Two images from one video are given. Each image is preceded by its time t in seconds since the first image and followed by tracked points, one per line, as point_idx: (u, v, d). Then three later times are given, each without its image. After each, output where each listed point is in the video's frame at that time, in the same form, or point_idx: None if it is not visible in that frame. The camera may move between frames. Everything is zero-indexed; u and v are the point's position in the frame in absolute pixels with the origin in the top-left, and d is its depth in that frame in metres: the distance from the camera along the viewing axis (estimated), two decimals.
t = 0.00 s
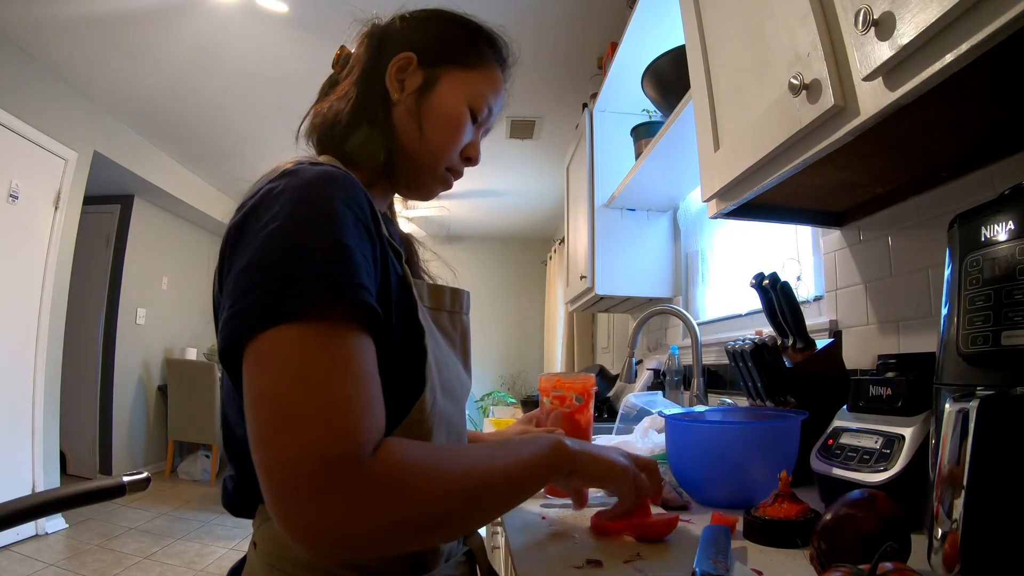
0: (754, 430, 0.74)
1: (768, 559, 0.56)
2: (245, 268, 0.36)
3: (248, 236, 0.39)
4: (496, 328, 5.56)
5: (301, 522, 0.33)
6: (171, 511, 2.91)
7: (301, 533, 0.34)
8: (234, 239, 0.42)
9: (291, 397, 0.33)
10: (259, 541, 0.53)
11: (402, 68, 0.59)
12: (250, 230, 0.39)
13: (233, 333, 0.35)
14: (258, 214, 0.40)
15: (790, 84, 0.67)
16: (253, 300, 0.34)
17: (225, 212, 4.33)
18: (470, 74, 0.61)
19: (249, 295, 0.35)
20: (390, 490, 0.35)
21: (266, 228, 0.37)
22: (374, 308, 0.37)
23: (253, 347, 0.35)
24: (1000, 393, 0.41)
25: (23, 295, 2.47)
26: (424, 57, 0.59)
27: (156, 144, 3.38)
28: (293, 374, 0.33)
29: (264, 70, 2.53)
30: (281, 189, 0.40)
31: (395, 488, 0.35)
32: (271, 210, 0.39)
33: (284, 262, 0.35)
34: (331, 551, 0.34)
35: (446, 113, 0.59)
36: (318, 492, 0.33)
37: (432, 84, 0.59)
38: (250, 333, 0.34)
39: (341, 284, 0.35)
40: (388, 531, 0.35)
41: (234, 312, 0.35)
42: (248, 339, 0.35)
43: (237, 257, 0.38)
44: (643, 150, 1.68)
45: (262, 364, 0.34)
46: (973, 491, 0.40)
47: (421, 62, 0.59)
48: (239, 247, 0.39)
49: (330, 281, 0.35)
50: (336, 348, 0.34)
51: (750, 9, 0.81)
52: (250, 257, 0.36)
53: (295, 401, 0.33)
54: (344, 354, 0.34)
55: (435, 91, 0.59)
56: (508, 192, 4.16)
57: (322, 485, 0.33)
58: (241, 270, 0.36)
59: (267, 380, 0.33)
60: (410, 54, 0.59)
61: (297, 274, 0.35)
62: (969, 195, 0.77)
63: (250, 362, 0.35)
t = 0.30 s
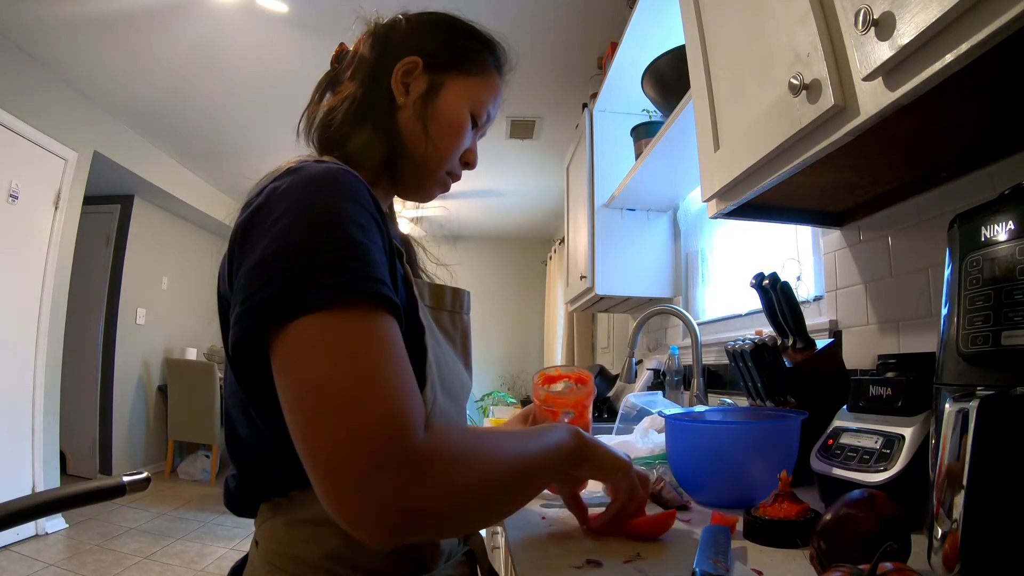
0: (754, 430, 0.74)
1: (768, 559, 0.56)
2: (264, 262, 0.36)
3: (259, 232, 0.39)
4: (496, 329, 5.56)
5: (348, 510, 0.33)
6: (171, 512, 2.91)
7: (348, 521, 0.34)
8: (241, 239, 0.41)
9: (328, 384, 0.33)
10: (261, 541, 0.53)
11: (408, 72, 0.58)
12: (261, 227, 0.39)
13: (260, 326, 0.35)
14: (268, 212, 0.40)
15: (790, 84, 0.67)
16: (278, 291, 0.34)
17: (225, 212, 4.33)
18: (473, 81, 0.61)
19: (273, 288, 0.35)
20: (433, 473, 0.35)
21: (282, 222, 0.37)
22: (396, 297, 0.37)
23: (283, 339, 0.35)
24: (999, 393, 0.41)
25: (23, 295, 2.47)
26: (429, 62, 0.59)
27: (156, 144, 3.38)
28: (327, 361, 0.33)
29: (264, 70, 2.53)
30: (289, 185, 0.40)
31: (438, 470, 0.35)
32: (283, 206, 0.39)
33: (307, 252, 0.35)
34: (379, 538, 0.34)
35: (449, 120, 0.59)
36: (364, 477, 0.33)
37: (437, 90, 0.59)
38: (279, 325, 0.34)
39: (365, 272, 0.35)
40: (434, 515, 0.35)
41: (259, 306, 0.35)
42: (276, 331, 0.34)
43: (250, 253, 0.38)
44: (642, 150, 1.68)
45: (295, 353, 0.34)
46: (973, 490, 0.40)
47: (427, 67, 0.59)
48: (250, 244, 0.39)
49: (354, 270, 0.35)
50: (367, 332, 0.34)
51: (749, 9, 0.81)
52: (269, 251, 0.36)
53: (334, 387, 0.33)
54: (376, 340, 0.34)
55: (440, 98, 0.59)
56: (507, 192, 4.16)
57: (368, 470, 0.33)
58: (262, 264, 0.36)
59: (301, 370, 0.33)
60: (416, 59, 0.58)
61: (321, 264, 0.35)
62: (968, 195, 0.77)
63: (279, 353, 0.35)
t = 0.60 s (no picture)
0: (754, 430, 0.74)
1: (769, 560, 0.56)
2: (255, 269, 0.36)
3: (254, 239, 0.39)
4: (496, 329, 5.56)
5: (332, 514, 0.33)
6: (171, 512, 2.91)
7: (334, 527, 0.33)
8: (238, 245, 0.42)
9: (315, 388, 0.33)
10: (265, 540, 0.53)
11: (404, 71, 0.58)
12: (256, 233, 0.39)
13: (251, 334, 0.35)
14: (262, 218, 0.40)
15: (790, 84, 0.67)
16: (268, 298, 0.34)
17: (225, 212, 4.33)
18: (469, 79, 0.61)
19: (263, 295, 0.35)
20: (423, 473, 0.34)
21: (274, 230, 0.37)
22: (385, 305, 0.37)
23: (269, 344, 0.35)
24: (999, 393, 0.41)
25: (23, 295, 2.47)
26: (425, 62, 0.59)
27: (156, 144, 3.38)
28: (315, 368, 0.33)
29: (264, 70, 2.53)
30: (285, 191, 0.40)
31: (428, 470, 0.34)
32: (277, 214, 0.39)
33: (297, 261, 0.35)
34: (366, 543, 0.34)
35: (446, 118, 0.59)
36: (348, 483, 0.32)
37: (434, 89, 0.59)
38: (269, 333, 0.34)
39: (354, 280, 0.35)
40: (422, 516, 0.35)
41: (250, 313, 0.35)
42: (266, 337, 0.35)
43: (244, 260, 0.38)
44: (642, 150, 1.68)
45: (283, 360, 0.34)
46: (973, 490, 0.40)
47: (422, 66, 0.59)
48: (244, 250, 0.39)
49: (344, 278, 0.35)
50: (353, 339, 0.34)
51: (750, 9, 0.81)
52: (260, 258, 0.36)
53: (313, 393, 0.33)
54: (364, 348, 0.34)
55: (436, 97, 0.59)
56: (508, 192, 4.16)
57: (346, 476, 0.32)
58: (252, 271, 0.36)
59: (290, 376, 0.34)
60: (412, 59, 0.58)
61: (311, 271, 0.35)
62: (968, 195, 0.77)
63: (268, 360, 0.35)
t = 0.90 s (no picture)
0: (754, 429, 0.74)
1: (768, 560, 0.56)
2: (256, 272, 0.36)
3: (253, 244, 0.39)
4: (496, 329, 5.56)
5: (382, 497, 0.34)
6: (171, 512, 2.91)
7: (385, 507, 0.34)
8: (236, 254, 0.42)
9: (337, 378, 0.33)
10: (267, 538, 0.53)
11: (396, 70, 0.58)
12: (253, 238, 0.39)
13: (264, 337, 0.35)
14: (258, 223, 0.40)
15: (790, 84, 0.67)
16: (276, 299, 0.35)
17: (225, 212, 4.34)
18: (462, 75, 0.60)
19: (270, 295, 0.35)
20: (460, 437, 0.34)
21: (272, 232, 0.37)
22: (392, 288, 0.37)
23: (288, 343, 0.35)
24: (999, 393, 0.41)
25: (23, 295, 2.47)
26: (416, 59, 0.59)
27: (156, 144, 3.38)
28: (331, 359, 0.34)
29: (263, 70, 2.53)
30: (278, 195, 0.40)
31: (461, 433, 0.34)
32: (271, 217, 0.39)
33: (299, 258, 0.35)
34: (418, 515, 0.34)
35: (439, 115, 0.58)
36: (388, 465, 0.33)
37: (426, 86, 0.58)
38: (282, 333, 0.35)
39: (358, 270, 0.35)
40: (467, 478, 0.35)
41: (261, 317, 0.35)
42: (280, 337, 0.35)
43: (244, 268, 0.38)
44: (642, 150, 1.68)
45: (301, 355, 0.34)
46: (973, 489, 0.40)
47: (415, 63, 0.59)
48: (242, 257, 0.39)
49: (347, 268, 0.35)
50: (364, 323, 0.34)
51: (750, 9, 0.81)
52: (261, 261, 0.36)
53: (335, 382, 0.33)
54: (377, 331, 0.34)
55: (428, 94, 0.58)
56: (508, 192, 4.16)
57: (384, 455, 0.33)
58: (254, 274, 0.36)
59: (309, 371, 0.34)
60: (402, 57, 0.58)
61: (314, 266, 0.35)
62: (968, 196, 0.77)
63: (287, 359, 0.35)
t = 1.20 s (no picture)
0: (756, 429, 0.74)
1: (769, 560, 0.56)
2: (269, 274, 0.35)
3: (257, 249, 0.38)
4: (496, 330, 5.56)
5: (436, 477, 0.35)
6: (171, 512, 2.91)
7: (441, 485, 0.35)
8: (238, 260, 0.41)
9: (373, 362, 0.34)
10: (269, 538, 0.53)
11: (382, 69, 0.58)
12: (257, 242, 0.38)
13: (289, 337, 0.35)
14: (259, 226, 0.39)
15: (790, 84, 0.67)
16: (296, 298, 0.34)
17: (225, 212, 4.33)
18: (450, 71, 0.60)
19: (292, 288, 0.35)
20: (501, 410, 0.35)
21: (278, 232, 0.37)
22: (407, 272, 0.37)
23: (316, 336, 0.35)
24: (1000, 393, 0.41)
25: (23, 295, 2.47)
26: (403, 58, 0.59)
27: (156, 144, 3.38)
28: (363, 350, 0.34)
29: (263, 70, 2.53)
30: (278, 196, 0.40)
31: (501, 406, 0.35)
32: (274, 217, 0.38)
33: (312, 255, 0.35)
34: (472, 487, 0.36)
35: (426, 112, 0.58)
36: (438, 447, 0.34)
37: (413, 84, 0.58)
38: (307, 331, 0.35)
39: (372, 259, 0.35)
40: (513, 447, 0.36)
41: (282, 319, 0.35)
42: (306, 336, 0.35)
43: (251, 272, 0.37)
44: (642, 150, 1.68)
45: (332, 350, 0.34)
46: (973, 488, 0.41)
47: (403, 62, 0.59)
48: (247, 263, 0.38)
49: (361, 259, 0.35)
50: (389, 310, 0.34)
51: (750, 9, 0.81)
52: (272, 263, 0.36)
53: (370, 369, 0.33)
54: (402, 313, 0.35)
55: (415, 91, 0.58)
56: (508, 192, 4.16)
57: (430, 435, 0.33)
58: (267, 276, 0.36)
59: (342, 366, 0.34)
60: (389, 56, 0.58)
61: (330, 260, 0.35)
62: (968, 195, 0.77)
63: (317, 356, 0.35)
